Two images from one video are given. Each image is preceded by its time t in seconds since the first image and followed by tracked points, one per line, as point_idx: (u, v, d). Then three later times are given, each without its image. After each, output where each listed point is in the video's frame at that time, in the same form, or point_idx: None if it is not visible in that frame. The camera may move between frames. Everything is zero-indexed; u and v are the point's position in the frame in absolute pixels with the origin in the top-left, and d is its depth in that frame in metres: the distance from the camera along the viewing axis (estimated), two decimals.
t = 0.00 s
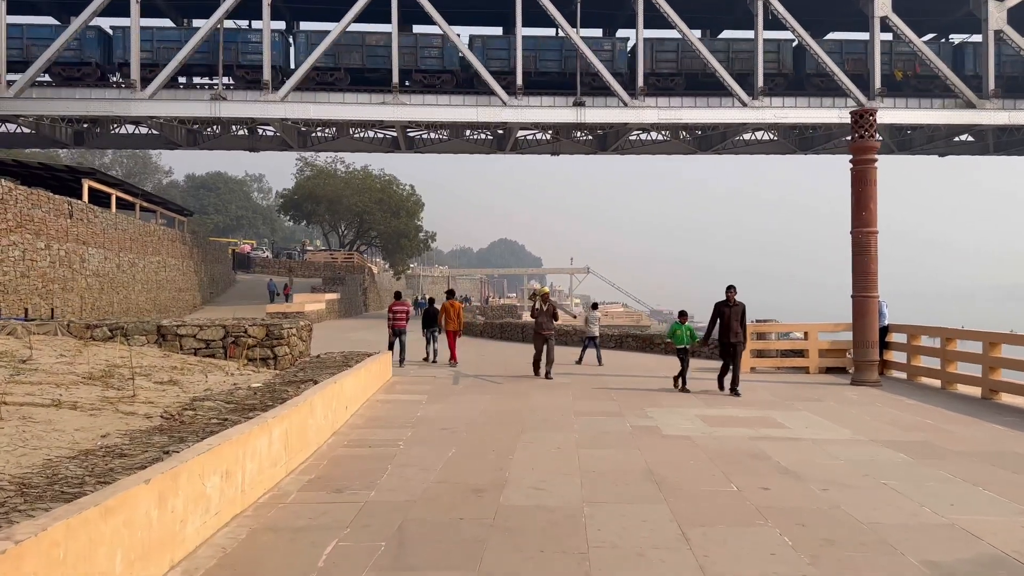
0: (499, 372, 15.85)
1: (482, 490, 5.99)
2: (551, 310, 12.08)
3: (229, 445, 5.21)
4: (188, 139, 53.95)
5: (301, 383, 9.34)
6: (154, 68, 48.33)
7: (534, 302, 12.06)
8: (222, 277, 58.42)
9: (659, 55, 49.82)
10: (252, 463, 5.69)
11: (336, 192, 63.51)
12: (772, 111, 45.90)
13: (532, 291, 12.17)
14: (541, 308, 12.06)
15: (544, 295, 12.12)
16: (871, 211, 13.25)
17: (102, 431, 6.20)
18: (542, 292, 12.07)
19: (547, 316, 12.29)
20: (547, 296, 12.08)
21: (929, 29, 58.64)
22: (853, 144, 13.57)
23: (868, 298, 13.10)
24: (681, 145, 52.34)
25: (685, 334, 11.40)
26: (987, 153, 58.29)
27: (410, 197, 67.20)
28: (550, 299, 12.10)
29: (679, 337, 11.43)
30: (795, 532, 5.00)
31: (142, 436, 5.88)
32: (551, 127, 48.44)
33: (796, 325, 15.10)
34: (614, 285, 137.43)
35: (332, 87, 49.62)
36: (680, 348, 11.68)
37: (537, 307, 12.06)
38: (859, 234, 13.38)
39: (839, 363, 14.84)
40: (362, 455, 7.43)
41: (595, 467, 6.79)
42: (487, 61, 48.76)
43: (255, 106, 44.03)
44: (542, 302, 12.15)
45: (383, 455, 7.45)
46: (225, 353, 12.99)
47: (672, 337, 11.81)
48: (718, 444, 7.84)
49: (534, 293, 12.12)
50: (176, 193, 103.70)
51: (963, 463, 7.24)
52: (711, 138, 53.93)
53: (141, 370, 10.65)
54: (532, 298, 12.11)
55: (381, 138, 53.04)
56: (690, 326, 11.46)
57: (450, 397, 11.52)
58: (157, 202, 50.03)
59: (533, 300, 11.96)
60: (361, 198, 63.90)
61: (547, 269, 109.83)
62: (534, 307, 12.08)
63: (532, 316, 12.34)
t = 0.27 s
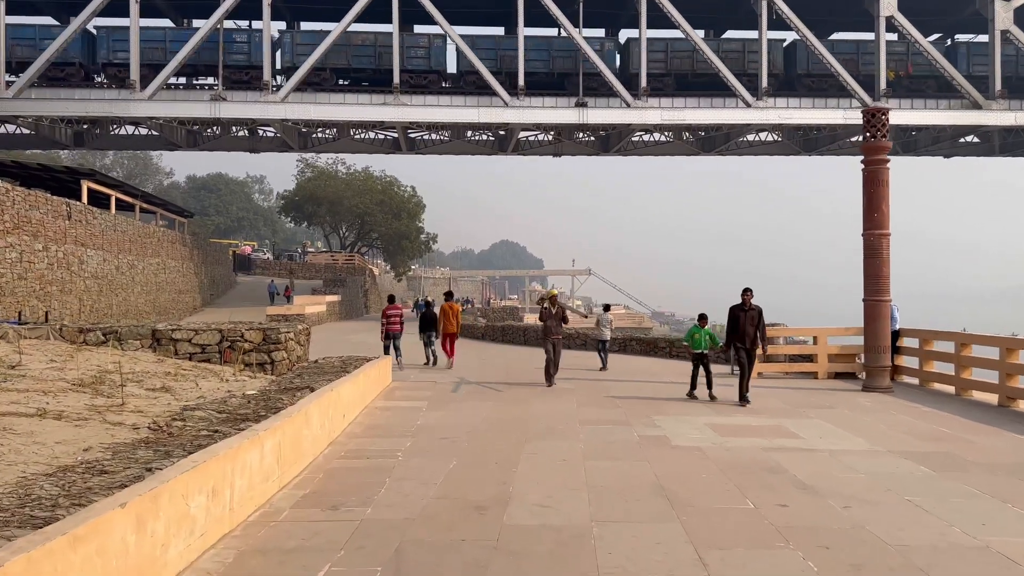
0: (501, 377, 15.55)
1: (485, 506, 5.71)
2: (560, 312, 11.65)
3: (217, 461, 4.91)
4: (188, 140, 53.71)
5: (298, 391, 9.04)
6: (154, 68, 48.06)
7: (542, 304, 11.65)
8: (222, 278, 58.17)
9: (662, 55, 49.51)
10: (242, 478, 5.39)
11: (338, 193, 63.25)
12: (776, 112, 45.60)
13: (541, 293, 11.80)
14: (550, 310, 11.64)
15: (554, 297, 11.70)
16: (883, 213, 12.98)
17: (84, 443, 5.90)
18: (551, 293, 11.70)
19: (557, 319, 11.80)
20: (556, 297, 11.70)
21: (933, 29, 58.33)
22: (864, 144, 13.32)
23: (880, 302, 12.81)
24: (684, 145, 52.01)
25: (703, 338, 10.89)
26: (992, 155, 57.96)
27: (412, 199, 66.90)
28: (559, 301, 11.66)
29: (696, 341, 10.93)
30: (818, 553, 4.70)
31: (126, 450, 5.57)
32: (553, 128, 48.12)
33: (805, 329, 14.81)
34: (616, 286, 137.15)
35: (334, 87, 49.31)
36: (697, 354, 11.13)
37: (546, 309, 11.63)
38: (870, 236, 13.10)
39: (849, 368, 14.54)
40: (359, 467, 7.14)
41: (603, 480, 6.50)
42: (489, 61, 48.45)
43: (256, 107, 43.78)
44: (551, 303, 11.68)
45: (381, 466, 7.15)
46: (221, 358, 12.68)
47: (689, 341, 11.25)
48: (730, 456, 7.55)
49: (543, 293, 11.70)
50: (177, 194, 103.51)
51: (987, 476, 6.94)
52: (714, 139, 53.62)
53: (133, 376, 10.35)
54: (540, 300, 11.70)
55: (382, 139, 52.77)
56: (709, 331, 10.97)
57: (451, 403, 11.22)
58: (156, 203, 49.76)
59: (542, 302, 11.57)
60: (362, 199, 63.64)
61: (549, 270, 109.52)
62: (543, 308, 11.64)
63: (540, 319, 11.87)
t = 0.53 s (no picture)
0: (506, 375, 15.24)
1: (493, 511, 5.39)
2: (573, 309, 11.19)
3: (208, 464, 4.60)
4: (189, 137, 53.40)
5: (296, 389, 8.73)
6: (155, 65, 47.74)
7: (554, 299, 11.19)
8: (223, 276, 57.90)
9: (665, 51, 49.12)
10: (237, 481, 5.08)
11: (339, 190, 62.95)
12: (780, 108, 45.23)
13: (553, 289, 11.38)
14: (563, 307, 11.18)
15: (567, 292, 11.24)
16: (897, 207, 12.66)
17: (69, 444, 5.58)
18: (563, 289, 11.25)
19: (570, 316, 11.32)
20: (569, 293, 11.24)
21: (938, 25, 57.90)
22: (878, 135, 12.98)
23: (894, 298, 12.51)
24: (688, 142, 51.67)
25: (726, 336, 10.43)
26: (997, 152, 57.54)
27: (413, 196, 66.54)
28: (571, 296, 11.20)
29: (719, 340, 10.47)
30: (851, 563, 4.39)
31: (114, 451, 5.26)
32: (555, 125, 47.75)
33: (816, 326, 14.50)
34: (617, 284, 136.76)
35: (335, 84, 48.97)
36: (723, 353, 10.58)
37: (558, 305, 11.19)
38: (884, 231, 12.78)
39: (861, 366, 14.23)
40: (360, 468, 6.83)
41: (617, 483, 6.19)
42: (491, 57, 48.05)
43: (256, 103, 43.48)
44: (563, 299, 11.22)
45: (382, 468, 6.83)
46: (218, 355, 12.36)
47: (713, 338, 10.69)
48: (748, 457, 7.25)
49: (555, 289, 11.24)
50: (178, 192, 103.24)
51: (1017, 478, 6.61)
52: (717, 136, 53.25)
53: (128, 374, 10.03)
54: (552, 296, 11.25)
55: (383, 136, 52.42)
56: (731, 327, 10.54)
57: (455, 402, 10.90)
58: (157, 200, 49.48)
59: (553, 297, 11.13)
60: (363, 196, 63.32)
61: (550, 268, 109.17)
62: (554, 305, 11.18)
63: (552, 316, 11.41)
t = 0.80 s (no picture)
0: (512, 375, 14.95)
1: (503, 528, 5.10)
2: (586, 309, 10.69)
3: (201, 481, 4.31)
4: (190, 133, 53.10)
5: (297, 393, 8.43)
6: (156, 61, 47.43)
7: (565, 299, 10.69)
8: (225, 273, 57.67)
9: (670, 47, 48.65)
10: (232, 497, 4.79)
11: (341, 187, 62.65)
12: (786, 105, 44.83)
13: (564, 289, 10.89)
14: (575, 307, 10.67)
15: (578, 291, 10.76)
16: (914, 204, 12.35)
17: (55, 455, 5.28)
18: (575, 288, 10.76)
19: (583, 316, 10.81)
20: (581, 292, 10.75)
21: (945, 21, 57.40)
22: (894, 131, 12.67)
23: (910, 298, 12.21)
24: (692, 139, 51.31)
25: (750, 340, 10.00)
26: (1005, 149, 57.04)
27: (417, 193, 66.19)
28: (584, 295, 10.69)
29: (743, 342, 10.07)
30: None
31: (101, 465, 4.97)
32: (559, 121, 47.36)
33: (829, 326, 14.23)
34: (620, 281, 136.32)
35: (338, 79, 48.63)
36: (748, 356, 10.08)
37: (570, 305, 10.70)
38: (900, 229, 12.47)
39: (874, 367, 13.96)
40: (362, 478, 6.54)
41: (632, 496, 5.90)
42: (494, 53, 47.61)
43: (258, 99, 43.17)
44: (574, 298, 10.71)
45: (386, 478, 6.54)
46: (217, 356, 12.06)
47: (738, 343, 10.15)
48: (767, 466, 6.95)
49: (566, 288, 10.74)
50: (181, 189, 102.99)
51: None
52: (722, 132, 52.85)
53: (123, 377, 9.75)
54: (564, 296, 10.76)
55: (386, 132, 52.07)
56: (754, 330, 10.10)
57: (461, 405, 10.62)
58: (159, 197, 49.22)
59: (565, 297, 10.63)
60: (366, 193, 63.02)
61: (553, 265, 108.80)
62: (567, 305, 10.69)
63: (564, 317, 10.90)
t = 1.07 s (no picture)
0: (517, 372, 14.71)
1: (510, 535, 4.80)
2: (601, 305, 10.22)
3: (186, 487, 4.03)
4: (194, 128, 52.86)
5: (296, 391, 8.16)
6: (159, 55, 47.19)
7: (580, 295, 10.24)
8: (229, 269, 57.48)
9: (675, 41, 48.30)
10: (221, 503, 4.51)
11: (346, 183, 62.40)
12: (793, 99, 44.40)
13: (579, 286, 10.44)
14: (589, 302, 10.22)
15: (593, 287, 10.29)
16: (931, 197, 12.00)
17: (37, 459, 5.00)
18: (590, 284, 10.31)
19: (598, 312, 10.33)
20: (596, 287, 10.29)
21: (954, 15, 56.87)
22: (910, 122, 12.30)
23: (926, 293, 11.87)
24: (699, 134, 50.94)
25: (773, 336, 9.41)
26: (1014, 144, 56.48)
27: (421, 189, 65.91)
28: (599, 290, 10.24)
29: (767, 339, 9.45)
30: None
31: (84, 468, 4.70)
32: (564, 116, 47.00)
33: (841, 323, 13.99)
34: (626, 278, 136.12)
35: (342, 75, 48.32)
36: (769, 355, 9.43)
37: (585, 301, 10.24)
38: (917, 222, 12.12)
39: (887, 364, 13.71)
40: (362, 479, 6.26)
41: (645, 502, 5.60)
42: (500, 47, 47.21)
43: (262, 93, 42.91)
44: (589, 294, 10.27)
45: (387, 479, 6.26)
46: (216, 352, 11.79)
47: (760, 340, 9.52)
48: (785, 469, 6.66)
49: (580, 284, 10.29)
50: (185, 185, 102.80)
51: None
52: (729, 127, 52.45)
53: (118, 373, 9.49)
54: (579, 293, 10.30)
55: (390, 127, 51.76)
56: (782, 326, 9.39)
57: (466, 403, 10.35)
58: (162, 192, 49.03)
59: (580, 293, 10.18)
60: (370, 189, 62.75)
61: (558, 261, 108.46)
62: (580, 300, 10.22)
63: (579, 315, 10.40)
